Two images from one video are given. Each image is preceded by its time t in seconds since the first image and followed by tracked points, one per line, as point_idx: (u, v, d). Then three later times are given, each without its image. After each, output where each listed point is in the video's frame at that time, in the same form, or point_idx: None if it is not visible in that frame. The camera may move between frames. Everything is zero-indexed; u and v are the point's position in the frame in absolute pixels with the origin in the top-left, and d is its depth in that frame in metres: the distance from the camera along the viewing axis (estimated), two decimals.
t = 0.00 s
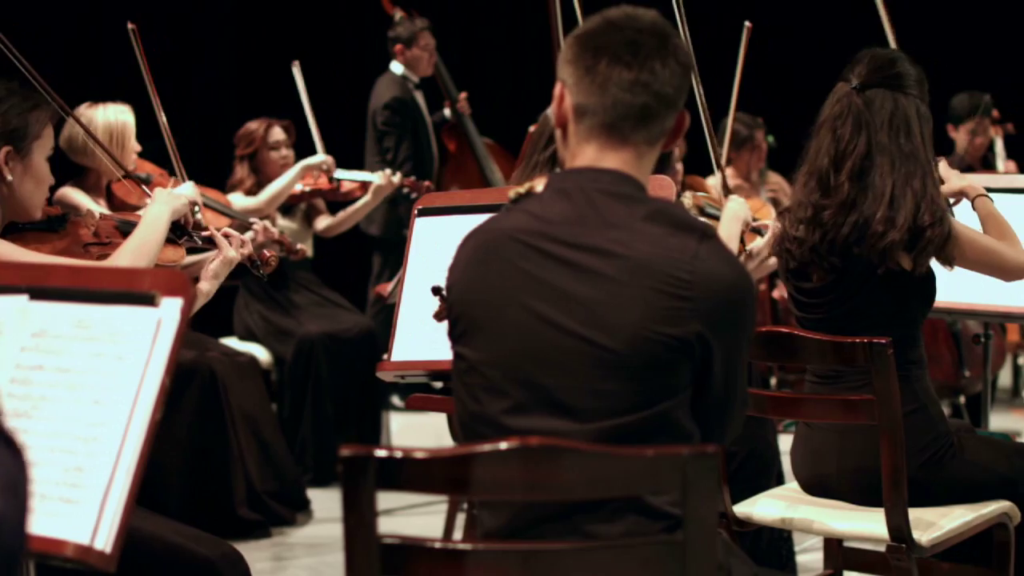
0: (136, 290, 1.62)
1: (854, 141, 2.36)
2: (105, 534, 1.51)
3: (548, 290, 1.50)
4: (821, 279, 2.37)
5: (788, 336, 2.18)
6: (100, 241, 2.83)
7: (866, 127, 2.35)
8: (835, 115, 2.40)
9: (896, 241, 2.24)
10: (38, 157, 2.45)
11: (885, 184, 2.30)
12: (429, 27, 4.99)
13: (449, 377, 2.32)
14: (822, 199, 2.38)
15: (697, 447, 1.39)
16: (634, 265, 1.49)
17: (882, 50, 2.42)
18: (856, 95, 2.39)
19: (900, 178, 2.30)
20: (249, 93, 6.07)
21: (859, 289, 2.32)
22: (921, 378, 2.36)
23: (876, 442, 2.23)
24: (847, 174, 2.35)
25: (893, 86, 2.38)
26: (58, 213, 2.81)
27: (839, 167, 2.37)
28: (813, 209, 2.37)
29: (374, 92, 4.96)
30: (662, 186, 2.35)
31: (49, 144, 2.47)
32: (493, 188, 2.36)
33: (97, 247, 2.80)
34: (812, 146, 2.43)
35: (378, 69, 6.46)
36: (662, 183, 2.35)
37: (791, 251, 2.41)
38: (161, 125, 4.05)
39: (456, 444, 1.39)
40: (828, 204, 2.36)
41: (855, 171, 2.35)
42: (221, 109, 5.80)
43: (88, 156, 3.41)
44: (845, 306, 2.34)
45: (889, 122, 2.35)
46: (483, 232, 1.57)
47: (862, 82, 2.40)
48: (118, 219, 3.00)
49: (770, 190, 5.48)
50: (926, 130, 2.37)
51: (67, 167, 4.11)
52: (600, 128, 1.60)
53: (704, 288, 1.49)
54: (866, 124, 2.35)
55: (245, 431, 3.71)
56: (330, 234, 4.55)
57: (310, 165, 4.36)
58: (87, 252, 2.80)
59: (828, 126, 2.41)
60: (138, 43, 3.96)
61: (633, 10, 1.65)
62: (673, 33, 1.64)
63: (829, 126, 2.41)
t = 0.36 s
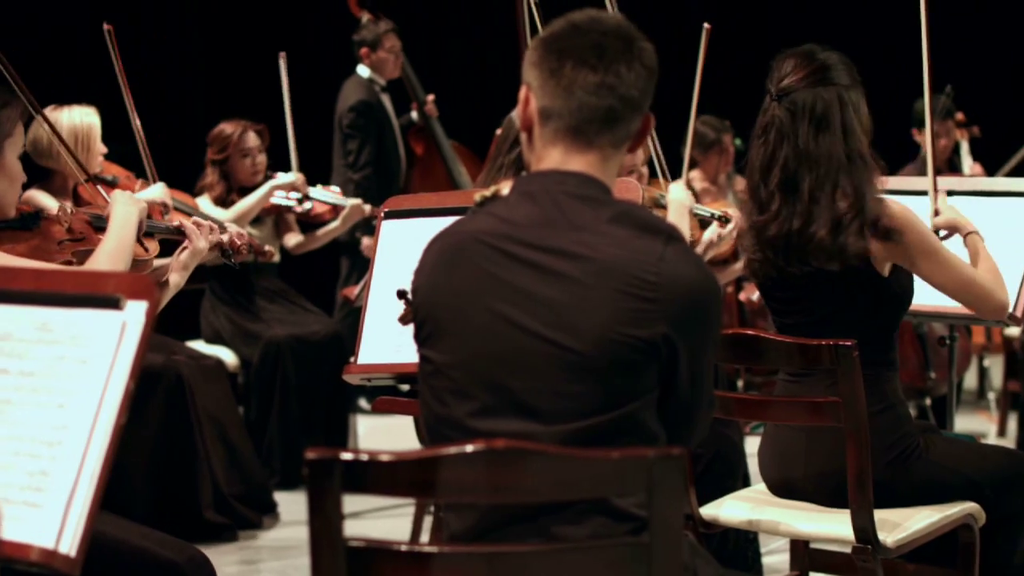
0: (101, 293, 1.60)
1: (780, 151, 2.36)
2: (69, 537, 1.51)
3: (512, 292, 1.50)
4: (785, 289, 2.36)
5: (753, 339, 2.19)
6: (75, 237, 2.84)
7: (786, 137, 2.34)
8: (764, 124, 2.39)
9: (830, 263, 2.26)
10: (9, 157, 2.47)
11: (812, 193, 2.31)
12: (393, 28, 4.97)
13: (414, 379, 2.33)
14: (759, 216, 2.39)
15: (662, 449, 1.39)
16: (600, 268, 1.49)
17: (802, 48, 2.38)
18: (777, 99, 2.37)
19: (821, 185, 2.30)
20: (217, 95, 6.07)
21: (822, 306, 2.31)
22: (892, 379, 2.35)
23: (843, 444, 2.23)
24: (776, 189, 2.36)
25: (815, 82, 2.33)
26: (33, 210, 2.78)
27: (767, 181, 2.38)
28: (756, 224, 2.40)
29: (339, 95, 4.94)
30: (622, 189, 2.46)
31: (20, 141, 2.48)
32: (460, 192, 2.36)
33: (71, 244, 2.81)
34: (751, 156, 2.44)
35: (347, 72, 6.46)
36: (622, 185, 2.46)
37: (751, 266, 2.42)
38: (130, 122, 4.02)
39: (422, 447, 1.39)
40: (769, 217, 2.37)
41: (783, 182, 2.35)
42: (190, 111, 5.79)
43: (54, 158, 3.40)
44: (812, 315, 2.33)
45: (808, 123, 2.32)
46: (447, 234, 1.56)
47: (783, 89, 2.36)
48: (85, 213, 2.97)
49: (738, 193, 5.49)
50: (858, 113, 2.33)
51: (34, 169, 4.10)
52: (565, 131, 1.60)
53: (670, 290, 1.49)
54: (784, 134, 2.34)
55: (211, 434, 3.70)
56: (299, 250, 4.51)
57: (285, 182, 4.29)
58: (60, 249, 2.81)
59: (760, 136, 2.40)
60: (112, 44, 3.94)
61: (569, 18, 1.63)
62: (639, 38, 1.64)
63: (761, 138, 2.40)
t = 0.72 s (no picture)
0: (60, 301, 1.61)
1: (751, 152, 2.36)
2: (31, 544, 1.50)
3: (474, 299, 1.50)
4: (755, 292, 2.36)
5: (716, 344, 2.19)
6: (48, 241, 2.81)
7: (759, 137, 2.35)
8: (734, 127, 2.40)
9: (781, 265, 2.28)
10: None
11: (777, 198, 2.32)
12: (357, 34, 4.98)
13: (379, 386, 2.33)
14: (723, 216, 2.40)
15: (625, 455, 1.40)
16: (562, 274, 1.49)
17: (775, 55, 2.41)
18: (750, 103, 2.38)
19: (787, 191, 2.32)
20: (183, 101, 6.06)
21: (797, 303, 2.31)
22: (856, 387, 2.35)
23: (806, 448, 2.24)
24: (744, 188, 2.37)
25: (787, 89, 2.36)
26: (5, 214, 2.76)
27: (736, 181, 2.39)
28: (720, 226, 2.39)
29: (303, 102, 4.93)
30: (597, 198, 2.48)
31: None
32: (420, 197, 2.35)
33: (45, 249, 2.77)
34: (717, 159, 2.44)
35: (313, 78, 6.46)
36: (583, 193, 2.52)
37: (712, 270, 2.42)
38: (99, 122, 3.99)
39: (384, 453, 1.39)
40: (732, 220, 2.37)
41: (751, 183, 2.36)
42: (155, 117, 5.79)
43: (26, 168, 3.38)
44: (783, 318, 2.33)
45: (780, 126, 2.34)
46: (411, 242, 1.56)
47: (756, 92, 2.38)
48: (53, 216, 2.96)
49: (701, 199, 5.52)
50: (828, 123, 2.36)
51: None
52: (527, 137, 1.58)
53: (632, 296, 1.49)
54: (756, 134, 2.36)
55: (174, 440, 3.69)
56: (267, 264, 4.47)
57: (258, 199, 4.23)
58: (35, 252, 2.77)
59: (729, 138, 2.41)
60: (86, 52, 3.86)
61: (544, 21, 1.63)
62: (600, 45, 1.62)
63: (729, 139, 2.41)
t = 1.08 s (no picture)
0: (17, 308, 1.59)
1: (729, 155, 2.38)
2: None
3: (432, 306, 1.49)
4: (714, 296, 2.35)
5: (672, 351, 2.21)
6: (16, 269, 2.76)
7: (738, 141, 2.37)
8: (712, 130, 2.42)
9: (735, 261, 2.30)
10: None
11: (746, 206, 2.33)
12: (318, 43, 4.95)
13: (337, 394, 2.34)
14: (697, 213, 2.40)
15: (582, 462, 1.41)
16: (519, 282, 1.48)
17: (756, 66, 2.43)
18: (733, 108, 2.40)
19: (755, 201, 2.33)
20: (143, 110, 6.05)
21: (752, 306, 2.32)
22: (810, 394, 2.37)
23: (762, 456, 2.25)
24: (720, 188, 2.38)
25: (766, 100, 2.38)
26: None
27: (714, 182, 2.40)
28: (690, 224, 2.40)
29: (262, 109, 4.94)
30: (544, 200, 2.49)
31: None
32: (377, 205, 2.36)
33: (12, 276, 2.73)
34: (691, 161, 2.46)
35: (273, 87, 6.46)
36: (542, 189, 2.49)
37: (675, 270, 2.42)
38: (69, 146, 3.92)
39: (341, 461, 1.39)
40: (703, 219, 2.38)
41: (727, 185, 2.37)
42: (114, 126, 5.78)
43: None
44: (739, 321, 2.34)
45: (758, 137, 2.36)
46: (369, 249, 1.55)
47: (737, 97, 2.40)
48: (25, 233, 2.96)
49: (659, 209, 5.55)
50: (798, 142, 2.39)
51: None
52: (486, 146, 1.57)
53: (589, 304, 1.49)
54: (738, 138, 2.37)
55: (133, 448, 3.68)
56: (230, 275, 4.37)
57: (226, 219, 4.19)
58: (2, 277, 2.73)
59: (706, 141, 2.43)
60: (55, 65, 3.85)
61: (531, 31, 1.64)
62: (559, 57, 1.61)
63: (706, 141, 2.43)
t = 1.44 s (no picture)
0: None
1: (677, 169, 2.41)
2: None
3: (380, 315, 1.48)
4: (663, 305, 2.37)
5: (623, 361, 2.22)
6: None
7: (687, 154, 2.40)
8: (661, 142, 2.45)
9: (685, 275, 2.31)
10: None
11: (694, 217, 2.35)
12: (272, 53, 4.90)
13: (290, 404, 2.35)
14: (645, 228, 2.42)
15: (533, 472, 1.42)
16: (466, 292, 1.47)
17: (703, 77, 2.47)
18: (679, 122, 2.44)
19: (704, 212, 2.35)
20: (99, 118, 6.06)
21: (699, 315, 2.34)
22: (758, 404, 2.39)
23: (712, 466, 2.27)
24: (668, 203, 2.41)
25: (712, 113, 2.42)
26: None
27: (661, 197, 2.43)
28: (639, 239, 2.41)
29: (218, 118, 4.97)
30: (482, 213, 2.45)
31: None
32: (332, 217, 2.37)
33: None
34: (640, 175, 2.49)
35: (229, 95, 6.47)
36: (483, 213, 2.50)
37: (625, 282, 2.44)
38: (46, 162, 3.77)
39: (291, 472, 1.38)
40: (651, 232, 2.40)
41: (676, 199, 2.40)
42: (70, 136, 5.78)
43: None
44: (688, 333, 2.36)
45: (706, 149, 2.39)
46: (324, 260, 1.54)
47: (685, 111, 2.44)
48: None
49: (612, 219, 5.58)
50: (747, 152, 2.43)
51: None
52: (439, 159, 1.57)
53: (535, 314, 1.48)
54: (685, 150, 2.41)
55: (86, 458, 3.69)
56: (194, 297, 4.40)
57: (177, 240, 4.19)
58: None
59: (654, 153, 2.46)
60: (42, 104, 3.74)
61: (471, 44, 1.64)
62: (515, 73, 1.61)
63: (655, 154, 2.46)
